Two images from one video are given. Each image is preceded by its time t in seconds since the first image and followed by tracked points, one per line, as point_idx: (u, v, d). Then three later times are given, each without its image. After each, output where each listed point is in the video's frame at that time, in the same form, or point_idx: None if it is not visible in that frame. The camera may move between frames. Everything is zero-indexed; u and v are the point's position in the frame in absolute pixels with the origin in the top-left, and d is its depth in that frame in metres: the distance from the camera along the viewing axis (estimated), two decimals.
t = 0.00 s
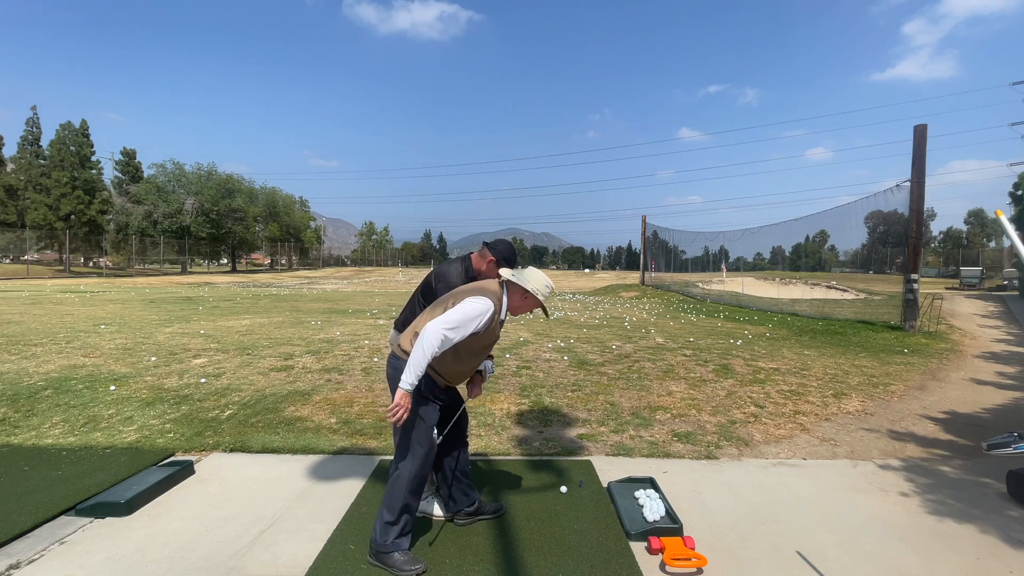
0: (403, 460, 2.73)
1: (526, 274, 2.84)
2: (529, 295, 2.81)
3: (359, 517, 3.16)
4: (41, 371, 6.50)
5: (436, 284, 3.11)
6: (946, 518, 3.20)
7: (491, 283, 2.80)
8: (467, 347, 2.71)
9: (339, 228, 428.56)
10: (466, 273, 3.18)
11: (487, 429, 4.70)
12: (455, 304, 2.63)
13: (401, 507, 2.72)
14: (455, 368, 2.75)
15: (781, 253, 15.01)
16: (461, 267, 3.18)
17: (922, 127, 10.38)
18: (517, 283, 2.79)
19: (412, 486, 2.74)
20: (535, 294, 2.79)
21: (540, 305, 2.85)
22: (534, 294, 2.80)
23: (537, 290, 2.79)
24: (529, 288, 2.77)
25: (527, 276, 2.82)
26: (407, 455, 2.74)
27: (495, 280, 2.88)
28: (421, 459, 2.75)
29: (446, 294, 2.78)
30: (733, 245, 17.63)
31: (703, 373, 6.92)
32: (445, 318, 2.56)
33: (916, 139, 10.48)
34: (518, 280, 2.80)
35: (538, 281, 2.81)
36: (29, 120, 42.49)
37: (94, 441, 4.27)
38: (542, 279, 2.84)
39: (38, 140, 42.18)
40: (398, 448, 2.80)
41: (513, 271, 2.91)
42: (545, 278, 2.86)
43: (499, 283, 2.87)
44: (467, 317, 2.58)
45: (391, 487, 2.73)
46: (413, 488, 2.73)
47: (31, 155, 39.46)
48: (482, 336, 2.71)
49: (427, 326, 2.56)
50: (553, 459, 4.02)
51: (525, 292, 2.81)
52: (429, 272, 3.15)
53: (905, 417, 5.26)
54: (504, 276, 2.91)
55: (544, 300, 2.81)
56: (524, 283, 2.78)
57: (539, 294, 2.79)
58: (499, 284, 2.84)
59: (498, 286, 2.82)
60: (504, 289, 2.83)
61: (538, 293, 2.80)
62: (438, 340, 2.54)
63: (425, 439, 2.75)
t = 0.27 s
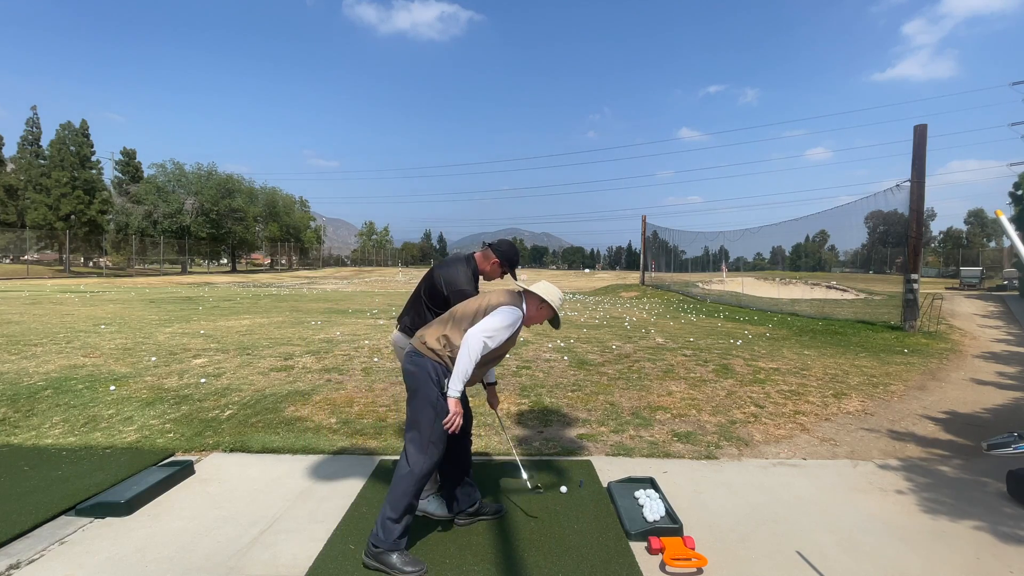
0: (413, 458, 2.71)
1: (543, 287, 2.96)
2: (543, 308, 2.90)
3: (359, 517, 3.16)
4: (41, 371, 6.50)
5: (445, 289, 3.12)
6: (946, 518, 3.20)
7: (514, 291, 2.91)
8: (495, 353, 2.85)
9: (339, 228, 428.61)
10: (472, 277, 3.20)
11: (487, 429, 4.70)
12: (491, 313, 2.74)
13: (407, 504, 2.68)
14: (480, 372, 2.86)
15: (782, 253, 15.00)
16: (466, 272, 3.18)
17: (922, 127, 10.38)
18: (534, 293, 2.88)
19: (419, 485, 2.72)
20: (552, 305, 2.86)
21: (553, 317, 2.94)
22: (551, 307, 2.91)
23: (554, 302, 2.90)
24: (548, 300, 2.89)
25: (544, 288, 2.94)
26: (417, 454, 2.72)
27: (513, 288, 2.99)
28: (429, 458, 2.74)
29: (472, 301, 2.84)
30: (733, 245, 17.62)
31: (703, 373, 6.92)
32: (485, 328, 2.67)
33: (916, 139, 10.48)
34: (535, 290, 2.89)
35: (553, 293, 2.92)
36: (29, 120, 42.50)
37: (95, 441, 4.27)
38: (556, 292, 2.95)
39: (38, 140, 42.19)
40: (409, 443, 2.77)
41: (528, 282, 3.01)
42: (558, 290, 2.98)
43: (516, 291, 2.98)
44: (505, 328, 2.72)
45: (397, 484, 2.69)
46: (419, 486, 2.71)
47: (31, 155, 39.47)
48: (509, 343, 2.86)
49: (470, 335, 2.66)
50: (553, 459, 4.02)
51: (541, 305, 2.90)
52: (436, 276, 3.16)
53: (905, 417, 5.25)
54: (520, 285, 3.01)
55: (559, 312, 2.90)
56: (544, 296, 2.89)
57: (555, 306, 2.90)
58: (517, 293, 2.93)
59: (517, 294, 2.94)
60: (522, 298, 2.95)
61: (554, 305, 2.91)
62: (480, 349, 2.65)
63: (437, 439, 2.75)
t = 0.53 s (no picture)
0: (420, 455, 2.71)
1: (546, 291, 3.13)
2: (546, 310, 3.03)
3: (359, 517, 3.16)
4: (41, 371, 6.50)
5: (455, 290, 3.12)
6: (946, 518, 3.20)
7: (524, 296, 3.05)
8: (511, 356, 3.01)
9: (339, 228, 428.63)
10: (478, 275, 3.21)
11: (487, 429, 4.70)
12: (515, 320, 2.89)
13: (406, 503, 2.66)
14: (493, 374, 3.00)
15: (782, 253, 15.00)
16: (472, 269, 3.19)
17: (922, 127, 10.38)
18: (541, 298, 3.01)
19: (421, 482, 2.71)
20: (552, 309, 3.02)
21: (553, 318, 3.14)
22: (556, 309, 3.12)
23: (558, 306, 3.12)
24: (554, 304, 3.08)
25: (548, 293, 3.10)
26: (425, 453, 2.71)
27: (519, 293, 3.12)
28: (435, 458, 2.74)
29: (491, 306, 2.93)
30: (733, 245, 17.61)
31: (703, 373, 6.92)
32: (512, 334, 2.83)
33: (916, 139, 10.48)
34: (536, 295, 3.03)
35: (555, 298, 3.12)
36: (29, 120, 42.52)
37: (94, 441, 4.27)
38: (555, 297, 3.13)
39: (38, 140, 42.21)
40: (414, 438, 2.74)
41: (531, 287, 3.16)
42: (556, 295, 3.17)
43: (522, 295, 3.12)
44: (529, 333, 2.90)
45: (398, 480, 2.66)
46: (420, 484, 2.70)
47: (31, 155, 39.47)
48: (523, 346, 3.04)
49: (501, 342, 2.81)
50: (553, 459, 4.02)
51: (542, 308, 3.03)
52: (443, 276, 3.14)
53: (905, 416, 5.26)
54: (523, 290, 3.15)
55: (559, 314, 3.05)
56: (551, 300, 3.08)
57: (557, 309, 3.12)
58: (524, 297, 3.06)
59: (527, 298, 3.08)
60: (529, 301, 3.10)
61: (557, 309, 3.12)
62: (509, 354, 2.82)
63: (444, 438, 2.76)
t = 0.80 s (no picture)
0: (427, 456, 2.70)
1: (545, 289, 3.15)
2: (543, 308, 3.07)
3: (358, 517, 3.16)
4: (42, 371, 6.50)
5: (457, 289, 3.12)
6: (946, 517, 3.20)
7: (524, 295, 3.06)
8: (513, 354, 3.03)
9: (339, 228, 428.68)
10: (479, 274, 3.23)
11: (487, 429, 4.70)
12: (518, 321, 2.90)
13: (411, 503, 2.66)
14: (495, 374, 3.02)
15: (781, 253, 15.00)
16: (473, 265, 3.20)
17: (922, 127, 10.38)
18: (539, 298, 3.01)
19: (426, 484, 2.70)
20: (549, 308, 3.03)
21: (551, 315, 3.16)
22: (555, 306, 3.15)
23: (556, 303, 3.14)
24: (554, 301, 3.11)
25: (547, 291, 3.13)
26: (430, 455, 2.71)
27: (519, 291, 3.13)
28: (439, 459, 2.74)
29: (493, 307, 2.93)
30: (733, 245, 17.62)
31: (703, 373, 6.92)
32: (515, 336, 2.85)
33: (916, 139, 10.48)
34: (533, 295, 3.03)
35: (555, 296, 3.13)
36: (29, 120, 42.55)
37: (94, 441, 4.27)
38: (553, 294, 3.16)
39: (38, 140, 42.22)
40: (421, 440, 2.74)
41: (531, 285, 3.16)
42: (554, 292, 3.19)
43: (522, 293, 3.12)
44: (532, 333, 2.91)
45: (404, 481, 2.66)
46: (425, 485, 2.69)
47: (31, 155, 39.49)
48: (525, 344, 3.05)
49: (505, 344, 2.83)
50: (554, 459, 4.02)
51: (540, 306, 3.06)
52: (444, 275, 3.14)
53: (905, 417, 5.26)
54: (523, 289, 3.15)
55: (554, 312, 3.05)
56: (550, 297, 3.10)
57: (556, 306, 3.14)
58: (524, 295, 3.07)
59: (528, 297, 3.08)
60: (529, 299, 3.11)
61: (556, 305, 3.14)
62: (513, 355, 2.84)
63: (451, 439, 2.76)
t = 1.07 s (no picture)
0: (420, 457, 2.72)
1: (539, 285, 3.08)
2: (538, 302, 3.02)
3: (358, 517, 3.16)
4: (41, 371, 6.49)
5: (451, 286, 3.12)
6: (946, 518, 3.20)
7: (515, 292, 2.99)
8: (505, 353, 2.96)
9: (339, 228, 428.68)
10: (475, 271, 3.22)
11: (487, 429, 4.70)
12: (503, 319, 2.82)
13: (404, 502, 2.68)
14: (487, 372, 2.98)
15: (782, 253, 14.99)
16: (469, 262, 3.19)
17: (922, 127, 10.38)
18: (534, 291, 2.99)
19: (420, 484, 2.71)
20: (546, 301, 2.99)
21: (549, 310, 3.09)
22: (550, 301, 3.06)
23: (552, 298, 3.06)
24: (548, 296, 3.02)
25: (541, 286, 3.05)
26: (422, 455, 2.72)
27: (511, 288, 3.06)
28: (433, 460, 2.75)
29: (480, 305, 2.88)
30: (734, 245, 17.61)
31: (703, 373, 6.92)
32: (500, 334, 2.77)
33: (916, 139, 10.48)
34: (530, 289, 3.01)
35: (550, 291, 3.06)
36: (29, 120, 42.57)
37: (94, 441, 4.27)
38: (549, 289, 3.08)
39: (38, 140, 42.21)
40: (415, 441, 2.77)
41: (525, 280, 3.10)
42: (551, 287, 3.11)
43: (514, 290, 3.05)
44: (518, 331, 2.83)
45: (397, 481, 2.68)
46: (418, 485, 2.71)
47: (31, 155, 39.50)
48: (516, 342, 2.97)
49: (488, 344, 2.75)
50: (554, 459, 4.02)
51: (536, 300, 3.02)
52: (439, 273, 3.14)
53: (905, 417, 5.26)
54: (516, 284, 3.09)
55: (552, 306, 3.04)
56: (544, 292, 3.02)
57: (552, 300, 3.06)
58: (517, 291, 3.01)
59: (519, 293, 3.01)
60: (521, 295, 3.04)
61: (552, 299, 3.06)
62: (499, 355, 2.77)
63: (443, 439, 2.77)
